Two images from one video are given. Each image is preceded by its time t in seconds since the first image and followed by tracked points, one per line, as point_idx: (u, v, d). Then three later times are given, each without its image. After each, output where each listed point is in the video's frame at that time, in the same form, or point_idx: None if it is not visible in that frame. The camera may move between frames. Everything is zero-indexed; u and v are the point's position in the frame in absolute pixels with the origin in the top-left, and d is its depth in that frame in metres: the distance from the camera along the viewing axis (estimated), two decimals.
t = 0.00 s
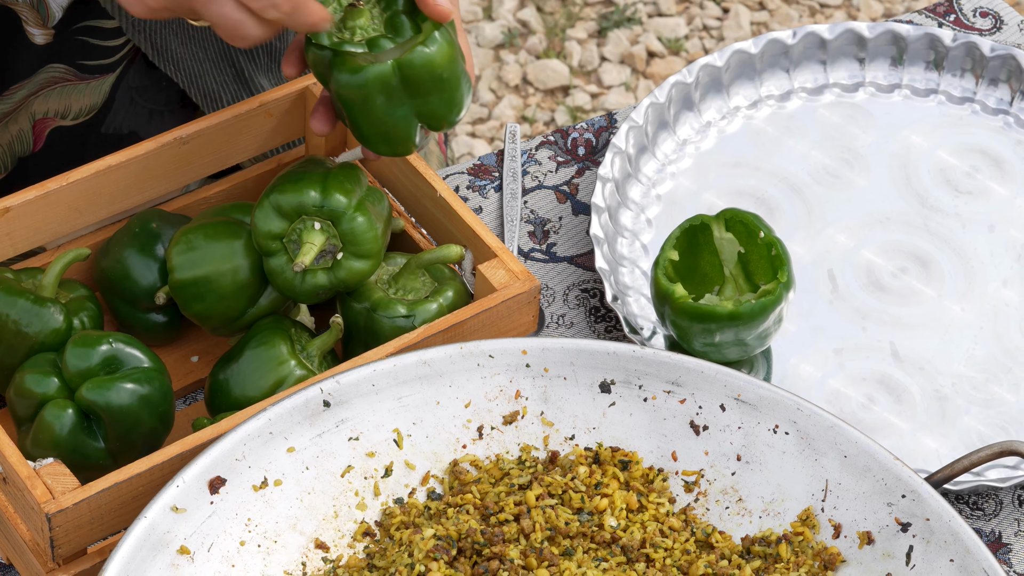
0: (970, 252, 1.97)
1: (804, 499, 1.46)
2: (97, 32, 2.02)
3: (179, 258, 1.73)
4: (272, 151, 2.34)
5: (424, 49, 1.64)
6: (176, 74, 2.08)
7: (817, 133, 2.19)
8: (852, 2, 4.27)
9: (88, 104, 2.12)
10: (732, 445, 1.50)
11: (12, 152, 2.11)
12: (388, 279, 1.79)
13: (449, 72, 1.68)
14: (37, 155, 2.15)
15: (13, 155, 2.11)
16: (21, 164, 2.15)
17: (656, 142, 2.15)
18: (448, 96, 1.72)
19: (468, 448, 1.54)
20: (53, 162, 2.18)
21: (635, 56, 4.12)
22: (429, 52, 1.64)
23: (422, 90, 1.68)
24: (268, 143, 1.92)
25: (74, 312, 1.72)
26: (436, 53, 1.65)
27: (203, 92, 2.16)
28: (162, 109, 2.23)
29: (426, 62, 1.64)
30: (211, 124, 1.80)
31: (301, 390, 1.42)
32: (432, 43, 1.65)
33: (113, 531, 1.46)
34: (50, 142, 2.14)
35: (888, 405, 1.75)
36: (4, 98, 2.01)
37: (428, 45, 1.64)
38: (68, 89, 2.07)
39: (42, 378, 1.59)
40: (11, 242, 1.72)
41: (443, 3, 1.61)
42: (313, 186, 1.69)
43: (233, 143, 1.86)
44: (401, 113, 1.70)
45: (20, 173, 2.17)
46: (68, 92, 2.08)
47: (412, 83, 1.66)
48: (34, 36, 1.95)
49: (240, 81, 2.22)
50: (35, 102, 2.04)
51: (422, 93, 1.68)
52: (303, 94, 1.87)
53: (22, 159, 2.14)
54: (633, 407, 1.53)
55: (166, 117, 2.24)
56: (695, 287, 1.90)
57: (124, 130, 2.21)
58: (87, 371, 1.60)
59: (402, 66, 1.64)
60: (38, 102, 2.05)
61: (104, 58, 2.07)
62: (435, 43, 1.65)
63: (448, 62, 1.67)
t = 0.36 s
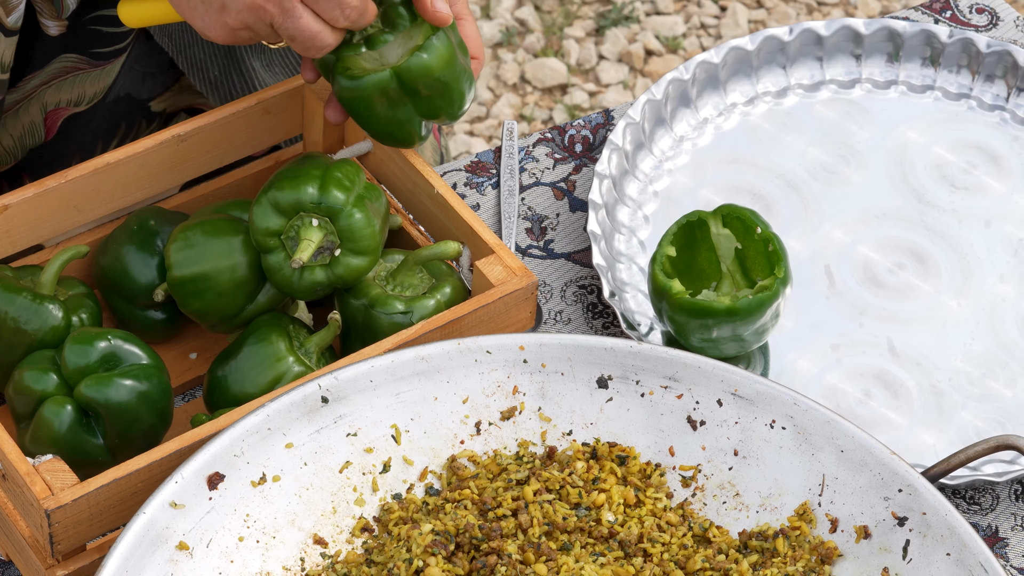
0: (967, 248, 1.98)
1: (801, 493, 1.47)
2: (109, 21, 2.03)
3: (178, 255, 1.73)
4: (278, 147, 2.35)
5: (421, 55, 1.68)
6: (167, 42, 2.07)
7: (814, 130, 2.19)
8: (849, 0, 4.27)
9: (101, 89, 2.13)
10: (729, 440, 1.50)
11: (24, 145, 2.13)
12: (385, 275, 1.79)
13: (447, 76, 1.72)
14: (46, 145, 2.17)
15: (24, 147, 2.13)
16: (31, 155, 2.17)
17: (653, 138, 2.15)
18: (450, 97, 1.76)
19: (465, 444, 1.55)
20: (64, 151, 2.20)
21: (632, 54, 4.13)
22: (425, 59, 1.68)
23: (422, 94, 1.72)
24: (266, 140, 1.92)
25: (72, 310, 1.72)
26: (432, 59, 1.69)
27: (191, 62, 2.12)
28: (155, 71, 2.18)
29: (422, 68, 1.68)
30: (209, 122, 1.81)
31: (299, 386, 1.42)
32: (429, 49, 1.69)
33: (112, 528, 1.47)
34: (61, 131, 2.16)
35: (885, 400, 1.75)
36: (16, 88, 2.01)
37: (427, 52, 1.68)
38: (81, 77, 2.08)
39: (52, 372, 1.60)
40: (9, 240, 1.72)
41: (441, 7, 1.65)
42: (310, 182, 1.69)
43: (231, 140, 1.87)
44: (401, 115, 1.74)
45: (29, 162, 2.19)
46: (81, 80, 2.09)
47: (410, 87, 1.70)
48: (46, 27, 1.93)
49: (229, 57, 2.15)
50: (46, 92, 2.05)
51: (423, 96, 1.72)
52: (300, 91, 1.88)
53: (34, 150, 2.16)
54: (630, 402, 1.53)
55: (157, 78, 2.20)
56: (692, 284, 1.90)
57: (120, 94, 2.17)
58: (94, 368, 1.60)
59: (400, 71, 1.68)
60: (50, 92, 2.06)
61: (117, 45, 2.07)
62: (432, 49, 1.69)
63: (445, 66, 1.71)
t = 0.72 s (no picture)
0: (964, 254, 1.99)
1: (799, 498, 1.47)
2: (110, 21, 2.04)
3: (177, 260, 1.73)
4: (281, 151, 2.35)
5: (450, 49, 1.76)
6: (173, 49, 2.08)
7: (812, 136, 2.20)
8: (847, 8, 4.29)
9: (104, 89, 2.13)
10: (727, 445, 1.50)
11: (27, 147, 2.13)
12: (384, 280, 1.80)
13: (469, 73, 1.80)
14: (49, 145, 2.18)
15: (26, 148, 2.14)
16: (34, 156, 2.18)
17: (651, 145, 2.16)
18: (467, 96, 1.84)
19: (464, 449, 1.55)
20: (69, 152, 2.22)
21: (631, 62, 4.14)
22: (453, 53, 1.76)
23: (445, 89, 1.80)
24: (266, 146, 1.93)
25: (71, 314, 1.70)
26: (459, 54, 1.77)
27: (196, 68, 2.15)
28: (154, 69, 2.19)
29: (450, 61, 1.76)
30: (209, 128, 1.81)
31: (297, 392, 1.43)
32: (457, 44, 1.77)
33: (111, 532, 1.47)
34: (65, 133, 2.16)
35: (882, 406, 1.76)
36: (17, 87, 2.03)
37: (455, 46, 1.76)
38: (83, 78, 2.08)
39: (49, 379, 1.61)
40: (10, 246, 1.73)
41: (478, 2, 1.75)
42: (310, 188, 1.70)
43: (231, 146, 1.87)
44: (420, 108, 1.81)
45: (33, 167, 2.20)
46: (83, 81, 2.09)
47: (435, 80, 1.78)
48: (46, 22, 1.97)
49: (235, 64, 2.22)
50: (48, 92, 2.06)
51: (445, 92, 1.80)
52: (300, 98, 1.89)
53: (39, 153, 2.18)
54: (628, 407, 1.54)
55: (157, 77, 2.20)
56: (690, 290, 1.91)
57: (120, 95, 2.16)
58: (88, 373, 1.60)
59: (428, 63, 1.76)
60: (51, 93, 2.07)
61: (118, 45, 2.08)
62: (463, 44, 1.77)
63: (471, 63, 1.79)
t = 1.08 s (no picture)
0: (965, 268, 1.99)
1: (801, 511, 1.47)
2: (118, 45, 2.05)
3: (180, 273, 1.74)
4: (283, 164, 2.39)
5: (438, 65, 1.74)
6: (185, 74, 2.10)
7: (815, 150, 2.21)
8: (849, 23, 4.31)
9: (110, 112, 2.14)
10: (729, 458, 1.51)
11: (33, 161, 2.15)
12: (387, 293, 1.81)
13: (459, 90, 1.78)
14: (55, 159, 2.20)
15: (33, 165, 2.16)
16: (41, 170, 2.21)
17: (654, 158, 2.17)
18: (456, 113, 1.82)
19: (467, 462, 1.55)
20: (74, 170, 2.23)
21: (633, 75, 4.16)
22: (441, 68, 1.74)
23: (432, 105, 1.78)
24: (270, 158, 1.94)
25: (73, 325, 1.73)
26: (448, 70, 1.75)
27: (207, 90, 2.17)
28: (171, 103, 2.20)
29: (438, 77, 1.74)
30: (213, 140, 1.82)
31: (301, 404, 1.44)
32: (447, 60, 1.75)
33: (114, 544, 1.47)
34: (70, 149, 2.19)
35: (884, 419, 1.76)
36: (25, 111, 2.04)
37: (444, 61, 1.75)
38: (90, 102, 2.09)
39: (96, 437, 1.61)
40: (13, 259, 1.74)
41: (487, 38, 1.79)
42: (314, 201, 1.71)
43: (234, 159, 1.88)
44: (406, 123, 1.80)
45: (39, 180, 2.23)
46: (90, 105, 2.10)
47: (423, 96, 1.77)
48: (52, 44, 1.98)
49: (245, 83, 2.25)
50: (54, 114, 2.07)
51: (433, 108, 1.79)
52: (304, 110, 1.90)
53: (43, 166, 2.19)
54: (631, 420, 1.54)
55: (174, 111, 2.21)
56: (692, 303, 1.91)
57: (138, 127, 2.18)
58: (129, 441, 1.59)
59: (416, 78, 1.75)
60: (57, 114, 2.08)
61: (127, 68, 2.09)
62: (451, 61, 1.75)
63: (459, 81, 1.78)
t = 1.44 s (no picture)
0: (971, 287, 2.00)
1: (808, 528, 1.47)
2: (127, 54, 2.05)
3: (190, 290, 1.75)
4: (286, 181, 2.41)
5: (399, 84, 1.68)
6: (193, 94, 2.12)
7: (820, 169, 2.22)
8: (853, 42, 4.34)
9: (119, 120, 2.17)
10: (736, 475, 1.51)
11: (45, 173, 2.17)
12: (396, 310, 1.82)
13: (429, 106, 1.72)
14: (67, 172, 2.22)
15: (46, 176, 2.18)
16: (53, 184, 2.22)
17: (661, 177, 2.18)
18: (433, 126, 1.76)
19: (475, 478, 1.56)
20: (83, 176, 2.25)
21: (638, 94, 4.18)
22: (404, 88, 1.69)
23: (404, 122, 1.73)
24: (278, 176, 1.96)
25: (82, 344, 1.75)
26: (410, 89, 1.69)
27: (217, 112, 2.19)
28: (168, 103, 2.25)
29: (399, 96, 1.69)
30: (222, 158, 1.84)
31: (310, 420, 1.44)
32: (410, 78, 1.69)
33: (123, 559, 1.48)
34: (82, 158, 2.21)
35: (890, 437, 1.76)
36: (36, 122, 2.06)
37: (406, 79, 1.69)
38: (99, 107, 2.11)
39: (137, 471, 1.59)
40: (24, 274, 1.75)
41: (457, 41, 1.73)
42: (322, 218, 1.73)
43: (244, 176, 1.90)
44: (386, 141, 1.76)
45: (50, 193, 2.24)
46: (99, 110, 2.12)
47: (393, 115, 1.72)
48: (65, 62, 1.97)
49: (252, 104, 2.27)
50: (65, 123, 2.10)
51: (408, 125, 1.74)
52: (312, 128, 1.92)
53: (55, 177, 2.21)
54: (638, 437, 1.55)
55: (173, 110, 2.26)
56: (700, 320, 1.92)
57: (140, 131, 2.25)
58: (173, 472, 1.58)
59: (379, 97, 1.70)
60: (68, 123, 2.10)
61: (136, 78, 2.11)
62: (413, 79, 1.69)
63: (427, 97, 1.71)
